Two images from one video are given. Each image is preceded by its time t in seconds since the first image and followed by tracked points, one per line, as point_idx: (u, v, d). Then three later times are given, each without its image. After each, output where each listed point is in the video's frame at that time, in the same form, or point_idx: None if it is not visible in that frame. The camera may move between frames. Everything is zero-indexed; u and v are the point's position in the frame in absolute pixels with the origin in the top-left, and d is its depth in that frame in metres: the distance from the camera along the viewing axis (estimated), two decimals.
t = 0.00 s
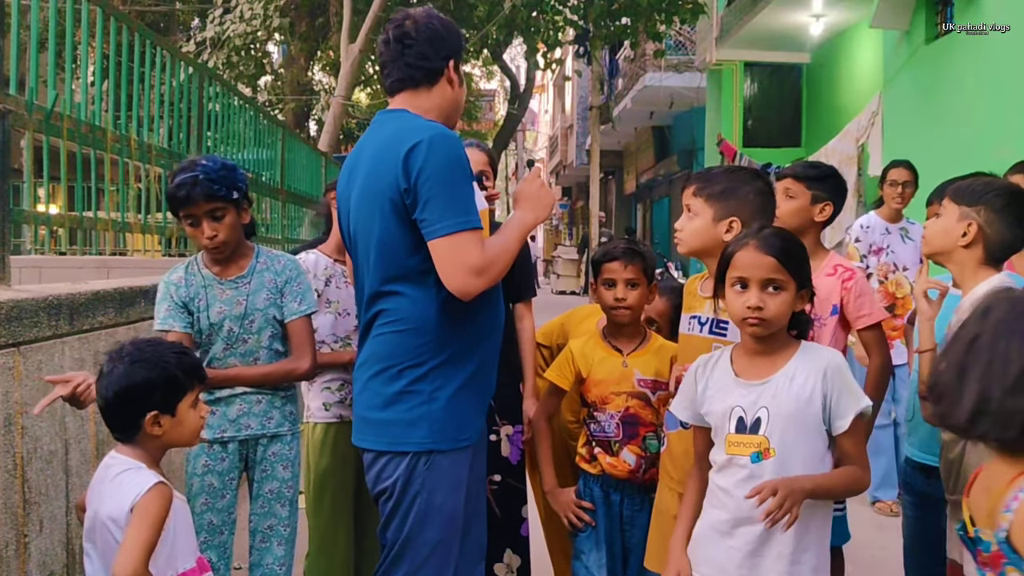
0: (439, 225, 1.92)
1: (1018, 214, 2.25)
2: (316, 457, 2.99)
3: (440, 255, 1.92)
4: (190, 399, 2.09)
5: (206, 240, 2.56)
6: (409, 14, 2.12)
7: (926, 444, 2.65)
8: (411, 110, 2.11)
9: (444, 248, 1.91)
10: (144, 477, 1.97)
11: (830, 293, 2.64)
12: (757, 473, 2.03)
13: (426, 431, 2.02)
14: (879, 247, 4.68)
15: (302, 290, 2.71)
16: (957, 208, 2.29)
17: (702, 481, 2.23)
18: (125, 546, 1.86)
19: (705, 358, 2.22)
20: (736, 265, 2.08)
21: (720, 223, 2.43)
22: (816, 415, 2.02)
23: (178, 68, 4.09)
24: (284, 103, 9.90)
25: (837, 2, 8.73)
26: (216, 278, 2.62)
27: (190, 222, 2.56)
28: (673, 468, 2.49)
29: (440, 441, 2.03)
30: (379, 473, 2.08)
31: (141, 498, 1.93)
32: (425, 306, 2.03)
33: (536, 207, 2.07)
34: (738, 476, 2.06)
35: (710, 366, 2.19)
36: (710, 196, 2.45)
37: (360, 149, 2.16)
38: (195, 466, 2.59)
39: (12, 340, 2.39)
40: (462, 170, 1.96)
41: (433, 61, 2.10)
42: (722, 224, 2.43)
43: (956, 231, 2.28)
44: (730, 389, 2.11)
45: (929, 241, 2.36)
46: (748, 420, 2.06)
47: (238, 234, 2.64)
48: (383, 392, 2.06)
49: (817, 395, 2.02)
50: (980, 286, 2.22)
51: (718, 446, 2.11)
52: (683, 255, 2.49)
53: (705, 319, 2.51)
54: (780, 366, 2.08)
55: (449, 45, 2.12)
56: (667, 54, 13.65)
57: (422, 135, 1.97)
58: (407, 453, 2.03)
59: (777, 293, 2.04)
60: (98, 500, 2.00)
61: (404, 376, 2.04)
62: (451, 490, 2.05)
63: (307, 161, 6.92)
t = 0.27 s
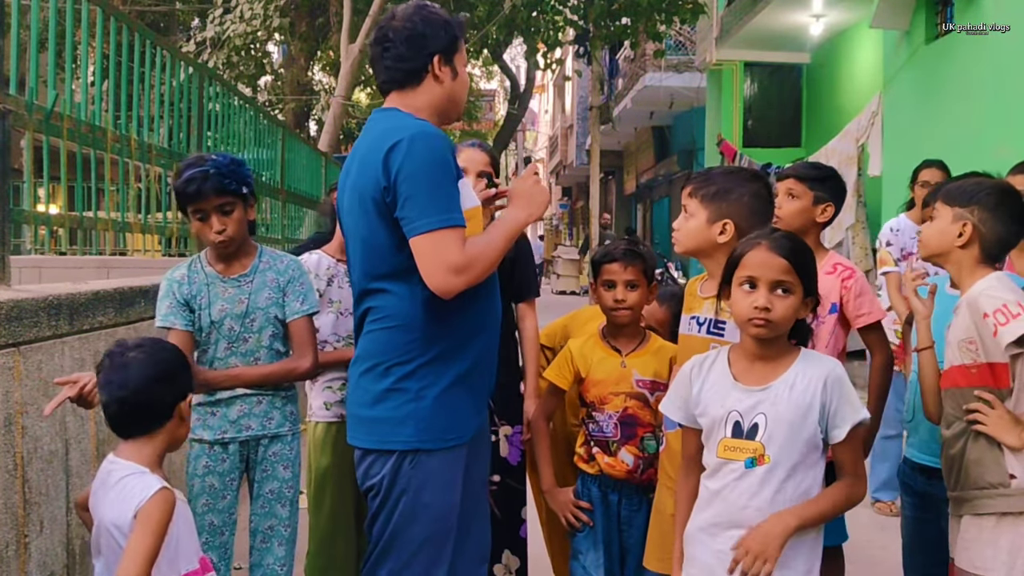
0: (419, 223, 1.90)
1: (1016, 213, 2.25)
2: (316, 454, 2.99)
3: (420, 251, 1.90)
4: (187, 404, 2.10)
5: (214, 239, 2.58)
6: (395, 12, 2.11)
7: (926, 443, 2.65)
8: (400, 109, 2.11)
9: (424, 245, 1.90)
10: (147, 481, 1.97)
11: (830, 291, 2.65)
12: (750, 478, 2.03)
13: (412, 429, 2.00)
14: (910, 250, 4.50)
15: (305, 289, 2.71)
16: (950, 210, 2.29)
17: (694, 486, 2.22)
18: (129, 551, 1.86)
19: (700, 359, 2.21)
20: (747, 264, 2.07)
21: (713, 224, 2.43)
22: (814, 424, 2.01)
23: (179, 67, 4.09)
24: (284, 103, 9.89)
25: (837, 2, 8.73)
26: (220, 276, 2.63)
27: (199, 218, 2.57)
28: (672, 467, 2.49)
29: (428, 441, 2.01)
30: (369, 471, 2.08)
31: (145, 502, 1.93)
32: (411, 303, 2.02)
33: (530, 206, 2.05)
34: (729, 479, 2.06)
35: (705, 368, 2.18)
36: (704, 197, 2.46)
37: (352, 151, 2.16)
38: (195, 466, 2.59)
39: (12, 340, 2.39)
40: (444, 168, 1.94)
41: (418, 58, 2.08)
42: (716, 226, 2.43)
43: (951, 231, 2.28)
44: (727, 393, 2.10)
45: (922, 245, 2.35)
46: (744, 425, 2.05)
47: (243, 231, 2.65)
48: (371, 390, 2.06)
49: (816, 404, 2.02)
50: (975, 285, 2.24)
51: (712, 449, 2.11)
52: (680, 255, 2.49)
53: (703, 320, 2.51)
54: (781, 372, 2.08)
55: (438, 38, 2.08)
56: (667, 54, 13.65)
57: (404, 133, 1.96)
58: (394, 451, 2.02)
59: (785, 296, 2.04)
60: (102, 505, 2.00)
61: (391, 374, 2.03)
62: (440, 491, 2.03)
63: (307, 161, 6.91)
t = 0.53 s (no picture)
0: (376, 215, 1.91)
1: (1015, 214, 2.25)
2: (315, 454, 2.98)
3: (376, 243, 1.91)
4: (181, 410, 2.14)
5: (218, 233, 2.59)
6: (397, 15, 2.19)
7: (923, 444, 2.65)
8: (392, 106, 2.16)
9: (379, 238, 1.90)
10: (183, 477, 2.02)
11: (829, 287, 2.66)
12: (750, 480, 2.03)
13: (380, 424, 2.01)
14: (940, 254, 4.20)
15: (307, 289, 2.72)
16: (954, 208, 2.28)
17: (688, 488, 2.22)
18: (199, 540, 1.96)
19: (700, 360, 2.19)
20: (758, 269, 2.05)
21: (711, 226, 2.43)
22: (814, 426, 2.03)
23: (179, 67, 4.09)
24: (284, 102, 9.89)
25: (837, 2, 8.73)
26: (221, 273, 2.64)
27: (206, 211, 2.60)
28: (671, 467, 2.50)
29: (397, 437, 2.00)
30: (348, 464, 2.10)
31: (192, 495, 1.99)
32: (383, 297, 2.03)
33: (509, 204, 2.00)
34: (728, 480, 2.06)
35: (704, 371, 2.17)
36: (702, 198, 2.45)
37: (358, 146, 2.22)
38: (195, 466, 2.60)
39: (12, 340, 2.39)
40: (405, 160, 1.93)
41: (387, 70, 2.20)
42: (714, 226, 2.43)
43: (954, 230, 2.28)
44: (729, 396, 2.10)
45: (925, 241, 2.35)
46: (745, 427, 2.06)
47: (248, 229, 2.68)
48: (350, 383, 2.11)
49: (817, 407, 2.03)
50: (974, 282, 2.24)
51: (712, 450, 2.11)
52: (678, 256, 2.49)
53: (700, 320, 2.51)
54: (781, 375, 2.08)
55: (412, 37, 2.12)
56: (667, 54, 13.65)
57: (370, 130, 2.00)
58: (365, 445, 2.04)
59: (797, 301, 2.05)
60: (133, 509, 1.98)
61: (364, 368, 2.06)
62: (413, 490, 2.01)
63: (307, 161, 6.91)
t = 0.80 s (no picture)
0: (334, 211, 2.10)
1: (1015, 213, 2.25)
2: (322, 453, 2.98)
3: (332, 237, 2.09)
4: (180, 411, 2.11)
5: (223, 225, 2.62)
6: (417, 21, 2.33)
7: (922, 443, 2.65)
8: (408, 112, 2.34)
9: (332, 231, 2.10)
10: (207, 472, 2.04)
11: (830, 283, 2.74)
12: (757, 479, 2.03)
13: (361, 414, 2.17)
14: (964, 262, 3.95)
15: (304, 288, 2.73)
16: (969, 207, 2.26)
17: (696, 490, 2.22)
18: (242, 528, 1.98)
19: (701, 362, 2.18)
20: (766, 270, 2.04)
21: (716, 227, 2.43)
22: (819, 423, 2.04)
23: (178, 67, 4.09)
24: (284, 102, 9.89)
25: (837, 2, 8.73)
26: (219, 271, 2.65)
27: (214, 200, 2.64)
28: (672, 468, 2.49)
29: (377, 428, 2.12)
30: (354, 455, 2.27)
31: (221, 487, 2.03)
32: (369, 295, 2.17)
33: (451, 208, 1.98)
34: (733, 480, 2.06)
35: (707, 372, 2.16)
36: (705, 200, 2.44)
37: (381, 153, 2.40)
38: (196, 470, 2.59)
39: (12, 340, 2.39)
40: (365, 160, 2.10)
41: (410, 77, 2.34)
42: (720, 228, 2.43)
43: (966, 231, 2.26)
44: (733, 396, 2.09)
45: (931, 234, 2.33)
46: (751, 426, 2.06)
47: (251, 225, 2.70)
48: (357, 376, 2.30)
49: (822, 405, 2.04)
50: (977, 280, 2.23)
51: (716, 451, 2.10)
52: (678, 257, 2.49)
53: (700, 320, 2.51)
54: (785, 373, 2.08)
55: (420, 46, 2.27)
56: (667, 54, 13.64)
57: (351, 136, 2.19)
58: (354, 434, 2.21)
59: (804, 301, 2.05)
60: (164, 508, 1.98)
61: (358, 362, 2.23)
62: (394, 482, 2.10)
63: (307, 161, 6.91)
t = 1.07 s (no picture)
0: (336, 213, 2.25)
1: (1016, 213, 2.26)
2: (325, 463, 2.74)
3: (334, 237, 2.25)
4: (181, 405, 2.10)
5: (225, 220, 2.65)
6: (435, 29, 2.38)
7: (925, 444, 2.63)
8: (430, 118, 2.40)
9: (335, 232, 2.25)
10: (214, 467, 2.05)
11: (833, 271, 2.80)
12: (763, 477, 2.04)
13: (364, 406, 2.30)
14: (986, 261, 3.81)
15: (303, 287, 2.75)
16: (965, 211, 2.27)
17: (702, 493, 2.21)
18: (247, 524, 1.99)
19: (705, 362, 2.18)
20: (769, 269, 2.04)
21: (728, 218, 2.44)
22: (823, 419, 2.04)
23: (178, 67, 4.09)
24: (284, 103, 9.88)
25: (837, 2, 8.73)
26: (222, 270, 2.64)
27: (218, 194, 2.65)
28: (671, 468, 2.50)
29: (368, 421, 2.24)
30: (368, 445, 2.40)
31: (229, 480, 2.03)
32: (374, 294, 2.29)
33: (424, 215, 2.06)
34: (740, 478, 2.06)
35: (711, 372, 2.16)
36: (714, 193, 2.45)
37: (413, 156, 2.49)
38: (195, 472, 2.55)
39: (12, 340, 2.39)
40: (360, 164, 2.22)
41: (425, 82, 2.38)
42: (730, 220, 2.44)
43: (963, 235, 2.27)
44: (737, 394, 2.09)
45: (926, 237, 2.33)
46: (755, 424, 2.06)
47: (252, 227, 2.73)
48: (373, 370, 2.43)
49: (824, 401, 2.04)
50: (972, 282, 2.25)
51: (722, 450, 2.10)
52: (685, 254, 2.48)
53: (700, 320, 2.51)
54: (788, 370, 2.08)
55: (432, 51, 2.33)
56: (667, 54, 13.64)
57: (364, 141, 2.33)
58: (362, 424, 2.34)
59: (806, 299, 2.05)
60: (167, 500, 1.98)
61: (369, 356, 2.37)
62: (381, 472, 2.19)
63: (307, 161, 6.91)
